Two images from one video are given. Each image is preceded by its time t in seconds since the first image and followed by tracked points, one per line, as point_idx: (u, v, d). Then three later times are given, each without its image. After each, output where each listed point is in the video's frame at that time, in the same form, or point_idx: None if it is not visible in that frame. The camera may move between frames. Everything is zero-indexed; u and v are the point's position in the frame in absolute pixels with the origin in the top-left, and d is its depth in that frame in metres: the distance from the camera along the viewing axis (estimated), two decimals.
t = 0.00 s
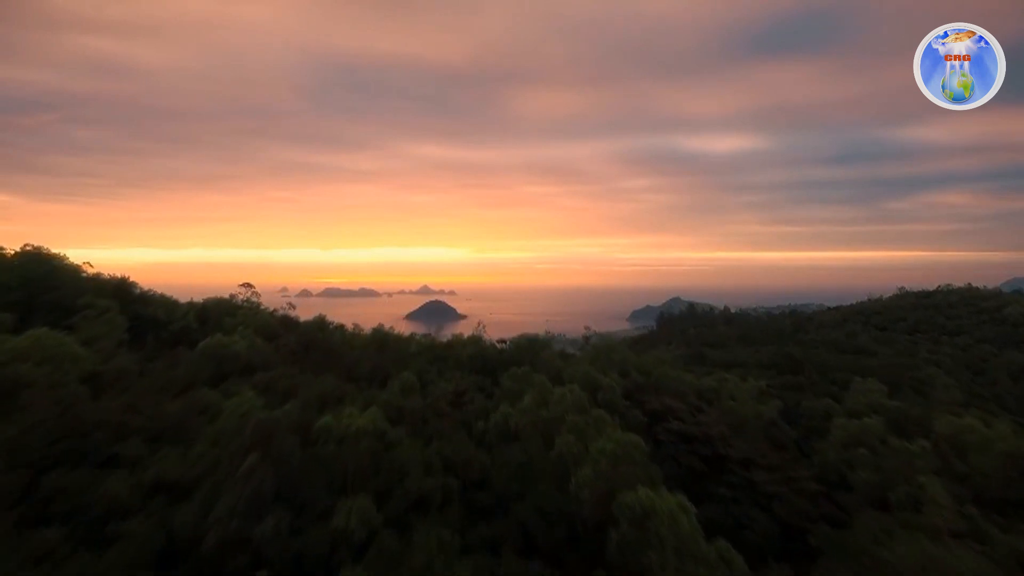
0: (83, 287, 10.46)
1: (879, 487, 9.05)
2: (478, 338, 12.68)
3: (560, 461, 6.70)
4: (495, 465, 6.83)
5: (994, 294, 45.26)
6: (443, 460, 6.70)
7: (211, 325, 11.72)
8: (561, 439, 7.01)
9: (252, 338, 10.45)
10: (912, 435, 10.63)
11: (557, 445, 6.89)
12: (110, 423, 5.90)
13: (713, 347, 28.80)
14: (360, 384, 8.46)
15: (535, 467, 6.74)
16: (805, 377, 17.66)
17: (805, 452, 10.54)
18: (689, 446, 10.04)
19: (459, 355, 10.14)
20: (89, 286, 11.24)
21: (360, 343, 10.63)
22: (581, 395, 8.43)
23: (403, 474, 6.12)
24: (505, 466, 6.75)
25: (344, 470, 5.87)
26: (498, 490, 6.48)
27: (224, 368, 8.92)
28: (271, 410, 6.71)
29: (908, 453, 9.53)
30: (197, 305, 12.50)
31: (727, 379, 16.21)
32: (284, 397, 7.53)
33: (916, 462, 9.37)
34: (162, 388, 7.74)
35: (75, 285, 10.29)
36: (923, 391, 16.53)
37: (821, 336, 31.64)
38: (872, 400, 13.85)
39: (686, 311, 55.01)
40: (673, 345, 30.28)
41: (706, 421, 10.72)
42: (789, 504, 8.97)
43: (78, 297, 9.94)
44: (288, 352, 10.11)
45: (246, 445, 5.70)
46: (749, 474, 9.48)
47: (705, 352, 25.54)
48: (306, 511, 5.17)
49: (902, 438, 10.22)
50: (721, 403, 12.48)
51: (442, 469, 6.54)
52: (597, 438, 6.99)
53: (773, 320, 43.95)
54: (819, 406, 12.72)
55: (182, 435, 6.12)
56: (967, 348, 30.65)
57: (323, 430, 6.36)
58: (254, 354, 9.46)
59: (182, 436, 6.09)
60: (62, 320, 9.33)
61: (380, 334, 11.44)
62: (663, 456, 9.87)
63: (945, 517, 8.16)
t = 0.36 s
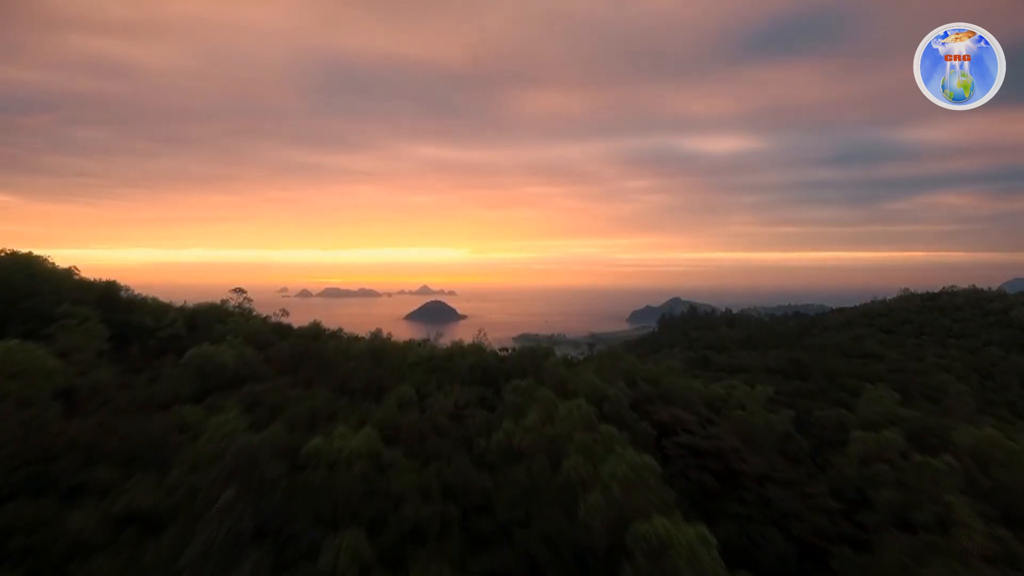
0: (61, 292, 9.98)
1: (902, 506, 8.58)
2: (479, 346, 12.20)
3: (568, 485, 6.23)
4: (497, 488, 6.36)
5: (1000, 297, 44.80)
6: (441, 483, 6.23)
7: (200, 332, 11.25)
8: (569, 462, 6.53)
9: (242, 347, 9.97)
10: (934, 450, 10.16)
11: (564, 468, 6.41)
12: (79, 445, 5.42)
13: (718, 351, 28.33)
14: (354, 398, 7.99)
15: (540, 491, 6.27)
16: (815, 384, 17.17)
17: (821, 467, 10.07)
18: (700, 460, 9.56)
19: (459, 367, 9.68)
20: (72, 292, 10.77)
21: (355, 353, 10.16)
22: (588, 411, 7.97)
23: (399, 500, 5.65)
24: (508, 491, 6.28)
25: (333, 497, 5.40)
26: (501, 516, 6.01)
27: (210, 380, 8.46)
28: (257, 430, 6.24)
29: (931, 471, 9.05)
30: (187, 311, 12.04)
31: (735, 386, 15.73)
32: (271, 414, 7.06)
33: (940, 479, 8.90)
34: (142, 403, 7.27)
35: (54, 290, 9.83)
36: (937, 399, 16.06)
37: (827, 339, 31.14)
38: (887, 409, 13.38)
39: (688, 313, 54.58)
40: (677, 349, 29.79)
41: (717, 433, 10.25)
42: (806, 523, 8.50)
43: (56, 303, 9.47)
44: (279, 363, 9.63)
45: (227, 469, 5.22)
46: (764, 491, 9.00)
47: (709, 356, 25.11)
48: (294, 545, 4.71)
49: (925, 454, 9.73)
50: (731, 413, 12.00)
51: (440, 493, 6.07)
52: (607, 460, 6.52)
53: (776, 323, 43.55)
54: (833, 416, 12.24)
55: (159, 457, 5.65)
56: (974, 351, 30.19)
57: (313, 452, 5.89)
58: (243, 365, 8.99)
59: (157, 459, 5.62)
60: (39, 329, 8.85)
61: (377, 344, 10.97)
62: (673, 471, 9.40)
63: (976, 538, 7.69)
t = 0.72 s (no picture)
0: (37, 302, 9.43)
1: (933, 530, 8.03)
2: (480, 357, 11.67)
3: (580, 519, 5.67)
4: (501, 520, 5.80)
5: (1007, 299, 44.21)
6: (440, 515, 5.67)
7: (187, 341, 10.70)
8: (581, 491, 5.98)
9: (229, 358, 9.42)
10: (964, 469, 9.59)
11: (576, 498, 5.86)
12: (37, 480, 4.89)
13: (723, 356, 27.77)
14: (347, 417, 7.44)
15: (549, 524, 5.72)
16: (826, 394, 16.60)
17: (843, 485, 9.52)
18: (715, 480, 9.00)
19: (460, 381, 9.13)
20: (51, 302, 10.22)
21: (350, 365, 9.60)
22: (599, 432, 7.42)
23: (394, 538, 5.10)
24: (515, 522, 5.72)
25: (319, 536, 4.85)
26: (506, 552, 5.45)
27: (193, 397, 7.91)
28: (238, 458, 5.70)
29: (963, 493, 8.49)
30: (173, 319, 11.49)
31: (746, 396, 15.16)
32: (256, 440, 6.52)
33: (973, 502, 8.34)
34: (116, 424, 6.71)
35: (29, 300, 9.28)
36: (955, 409, 15.50)
37: (834, 344, 30.55)
38: (906, 421, 12.82)
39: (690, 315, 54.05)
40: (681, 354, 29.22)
41: (733, 450, 9.70)
42: (832, 549, 7.93)
43: (31, 314, 8.93)
44: (268, 377, 9.08)
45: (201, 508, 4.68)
46: (784, 512, 8.44)
47: (716, 362, 24.57)
48: None
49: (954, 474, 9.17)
50: (745, 427, 11.45)
51: (439, 528, 5.52)
52: (622, 490, 5.97)
53: (780, 326, 42.98)
54: (852, 429, 11.68)
55: (126, 490, 5.11)
56: (985, 355, 29.60)
57: (299, 483, 5.35)
58: (231, 379, 8.45)
59: (125, 495, 5.07)
60: (11, 342, 8.31)
61: (374, 355, 10.42)
62: (687, 492, 8.84)
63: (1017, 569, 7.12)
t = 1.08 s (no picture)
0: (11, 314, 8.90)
1: (970, 559, 7.49)
2: (483, 368, 11.13)
3: (593, 558, 5.12)
4: (506, 558, 5.25)
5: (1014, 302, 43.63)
6: (440, 554, 5.13)
7: (173, 351, 10.16)
8: (596, 526, 5.43)
9: (216, 370, 8.87)
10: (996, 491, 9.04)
11: (589, 533, 5.31)
12: None
13: (729, 361, 27.24)
14: (339, 439, 6.90)
15: (559, 565, 5.17)
16: (840, 403, 16.07)
17: (867, 507, 8.97)
18: (732, 502, 8.45)
19: (462, 397, 8.60)
20: (29, 312, 9.69)
21: (344, 378, 9.06)
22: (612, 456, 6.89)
23: None
24: (522, 561, 5.18)
25: None
26: None
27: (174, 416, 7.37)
28: (215, 492, 5.17)
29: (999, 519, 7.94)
30: (160, 328, 10.96)
31: (758, 405, 14.62)
32: (239, 467, 5.99)
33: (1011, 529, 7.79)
34: (86, 449, 6.18)
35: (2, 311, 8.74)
36: (974, 419, 14.95)
37: (841, 348, 30.03)
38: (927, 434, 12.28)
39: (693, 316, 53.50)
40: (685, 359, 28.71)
41: (750, 468, 9.16)
42: None
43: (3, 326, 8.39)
44: (256, 392, 8.54)
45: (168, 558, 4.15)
46: (808, 536, 7.89)
47: (722, 367, 24.03)
48: None
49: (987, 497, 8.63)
50: (761, 442, 10.92)
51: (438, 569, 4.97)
52: (639, 527, 5.43)
53: (784, 329, 42.43)
54: (872, 444, 11.15)
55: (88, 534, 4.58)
56: (995, 360, 29.01)
57: (282, 521, 4.81)
58: (215, 395, 7.92)
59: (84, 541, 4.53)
60: None
61: (369, 368, 9.87)
62: (703, 514, 8.29)
63: None
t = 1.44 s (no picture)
0: None
1: None
2: (486, 382, 10.54)
3: None
4: None
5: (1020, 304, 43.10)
6: None
7: (155, 362, 9.58)
8: (615, 570, 4.84)
9: (198, 386, 8.29)
10: None
11: None
12: None
13: (735, 366, 26.71)
14: (329, 466, 6.31)
15: None
16: (856, 414, 15.48)
17: (897, 531, 8.38)
18: (754, 528, 7.87)
19: (463, 416, 8.01)
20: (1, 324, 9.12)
21: (337, 394, 8.49)
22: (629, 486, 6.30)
23: None
24: None
25: None
26: None
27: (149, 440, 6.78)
28: (184, 539, 4.60)
29: None
30: (144, 340, 10.38)
31: (771, 417, 14.06)
32: (216, 501, 5.40)
33: None
34: (47, 481, 5.59)
35: None
36: (996, 431, 14.36)
37: (849, 353, 29.48)
38: (952, 449, 11.70)
39: (694, 319, 53.01)
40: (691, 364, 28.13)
41: (771, 489, 8.58)
42: None
43: None
44: (242, 410, 7.96)
45: None
46: (838, 566, 7.31)
47: (728, 373, 23.52)
48: None
49: None
50: (779, 460, 10.33)
51: None
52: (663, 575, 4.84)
53: (788, 333, 41.97)
54: (897, 461, 10.56)
55: None
56: (1005, 364, 28.50)
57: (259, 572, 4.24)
58: (197, 415, 7.34)
59: None
60: None
61: (365, 383, 9.30)
62: (723, 542, 7.71)
63: None
